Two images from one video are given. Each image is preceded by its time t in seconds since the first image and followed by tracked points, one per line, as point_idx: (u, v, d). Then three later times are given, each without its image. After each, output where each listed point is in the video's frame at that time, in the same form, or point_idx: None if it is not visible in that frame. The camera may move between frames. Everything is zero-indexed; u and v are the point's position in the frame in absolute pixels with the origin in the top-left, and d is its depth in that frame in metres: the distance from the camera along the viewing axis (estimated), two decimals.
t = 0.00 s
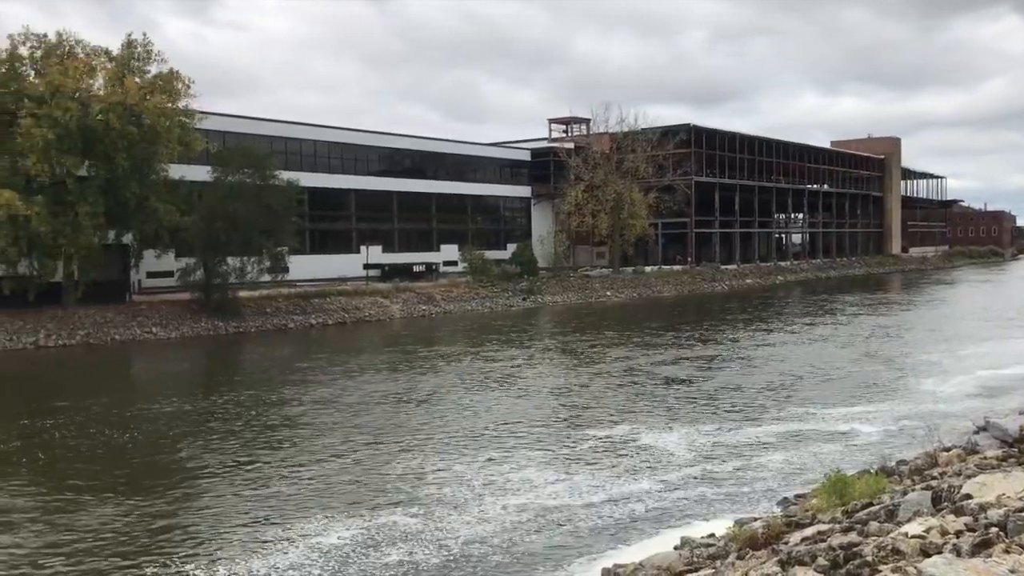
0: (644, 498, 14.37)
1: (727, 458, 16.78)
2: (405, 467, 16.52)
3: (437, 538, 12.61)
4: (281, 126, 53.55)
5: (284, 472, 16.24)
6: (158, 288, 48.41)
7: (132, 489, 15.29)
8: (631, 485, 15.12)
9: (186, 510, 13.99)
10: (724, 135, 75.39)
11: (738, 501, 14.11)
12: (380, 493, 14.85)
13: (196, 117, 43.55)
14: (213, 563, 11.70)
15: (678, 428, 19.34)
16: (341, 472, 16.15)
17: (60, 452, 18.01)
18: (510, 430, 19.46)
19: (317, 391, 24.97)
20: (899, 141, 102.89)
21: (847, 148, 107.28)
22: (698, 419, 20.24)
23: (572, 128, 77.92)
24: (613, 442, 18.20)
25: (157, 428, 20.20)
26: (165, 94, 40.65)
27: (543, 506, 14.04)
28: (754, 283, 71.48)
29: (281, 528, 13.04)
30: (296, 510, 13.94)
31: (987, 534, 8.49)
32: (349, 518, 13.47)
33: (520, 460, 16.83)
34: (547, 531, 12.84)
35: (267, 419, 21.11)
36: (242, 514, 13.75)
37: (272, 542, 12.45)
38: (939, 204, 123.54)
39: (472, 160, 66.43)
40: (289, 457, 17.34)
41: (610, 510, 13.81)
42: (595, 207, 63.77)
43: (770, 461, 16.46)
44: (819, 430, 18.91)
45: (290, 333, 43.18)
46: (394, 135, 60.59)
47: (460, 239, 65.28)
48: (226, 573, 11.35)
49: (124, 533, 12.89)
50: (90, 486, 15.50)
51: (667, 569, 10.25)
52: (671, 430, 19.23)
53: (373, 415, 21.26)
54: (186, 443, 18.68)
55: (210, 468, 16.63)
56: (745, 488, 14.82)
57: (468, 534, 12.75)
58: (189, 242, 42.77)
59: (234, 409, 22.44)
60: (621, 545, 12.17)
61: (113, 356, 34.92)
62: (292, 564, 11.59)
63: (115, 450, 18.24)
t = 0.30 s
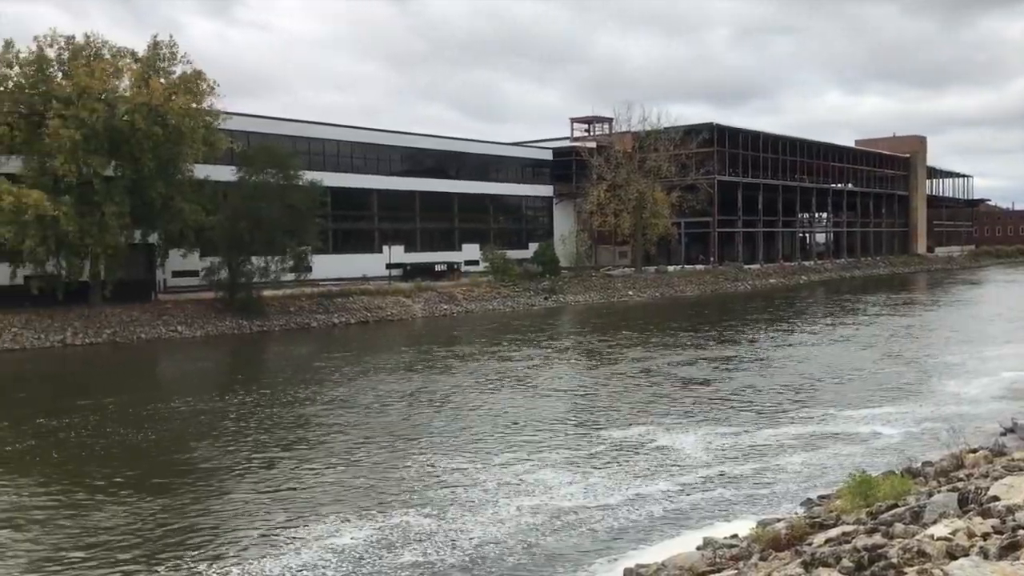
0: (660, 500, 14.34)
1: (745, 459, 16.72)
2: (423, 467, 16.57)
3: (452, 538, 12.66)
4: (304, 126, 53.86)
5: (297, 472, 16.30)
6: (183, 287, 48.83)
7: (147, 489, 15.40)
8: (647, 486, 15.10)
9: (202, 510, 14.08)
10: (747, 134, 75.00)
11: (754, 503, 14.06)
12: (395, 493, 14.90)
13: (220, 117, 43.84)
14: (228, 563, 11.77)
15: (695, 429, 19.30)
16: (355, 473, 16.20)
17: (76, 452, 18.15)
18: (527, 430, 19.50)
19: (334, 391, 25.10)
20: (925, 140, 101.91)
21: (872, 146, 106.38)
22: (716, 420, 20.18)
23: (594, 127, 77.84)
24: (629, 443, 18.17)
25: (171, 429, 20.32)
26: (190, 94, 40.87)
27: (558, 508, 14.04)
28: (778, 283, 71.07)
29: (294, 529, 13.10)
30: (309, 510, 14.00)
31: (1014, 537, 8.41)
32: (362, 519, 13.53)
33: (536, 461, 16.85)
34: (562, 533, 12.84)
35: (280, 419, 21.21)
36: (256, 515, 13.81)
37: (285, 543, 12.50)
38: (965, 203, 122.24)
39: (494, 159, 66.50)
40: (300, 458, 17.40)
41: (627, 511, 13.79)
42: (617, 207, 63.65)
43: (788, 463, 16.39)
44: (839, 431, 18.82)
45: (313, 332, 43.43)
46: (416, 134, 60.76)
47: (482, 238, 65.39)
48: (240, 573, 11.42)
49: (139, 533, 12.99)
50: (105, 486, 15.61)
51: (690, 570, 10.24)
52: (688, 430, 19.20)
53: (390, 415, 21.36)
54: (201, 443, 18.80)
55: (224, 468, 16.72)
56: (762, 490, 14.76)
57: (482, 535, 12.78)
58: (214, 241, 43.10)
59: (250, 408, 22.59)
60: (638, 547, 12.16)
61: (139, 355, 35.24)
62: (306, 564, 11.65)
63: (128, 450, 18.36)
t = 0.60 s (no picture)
0: (674, 502, 14.26)
1: (761, 462, 16.60)
2: (440, 467, 16.60)
3: (464, 539, 12.65)
4: (325, 126, 54.11)
5: (308, 473, 16.32)
6: (206, 286, 49.18)
7: (161, 488, 15.47)
8: (662, 489, 15.02)
9: (215, 510, 14.12)
10: (770, 133, 74.57)
11: (770, 506, 13.94)
12: (408, 494, 14.89)
13: (243, 117, 44.17)
14: (240, 562, 11.79)
15: (711, 431, 19.19)
16: (368, 473, 16.21)
17: (91, 451, 18.25)
18: (544, 431, 19.47)
19: (351, 390, 25.16)
20: (950, 139, 100.93)
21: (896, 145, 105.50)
22: (734, 421, 20.05)
23: (616, 126, 77.65)
24: (644, 444, 18.09)
25: (186, 428, 20.41)
26: (212, 95, 41.17)
27: (572, 510, 13.99)
28: (801, 282, 70.65)
29: (305, 530, 13.11)
30: (320, 511, 14.00)
31: None
32: (373, 520, 13.53)
33: (551, 463, 16.79)
34: (576, 535, 12.79)
35: (296, 419, 21.27)
36: (268, 515, 13.83)
37: (296, 543, 12.50)
38: (991, 202, 120.98)
39: (515, 158, 66.48)
40: (312, 458, 17.42)
41: (642, 513, 13.72)
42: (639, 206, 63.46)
43: (806, 465, 16.25)
44: (860, 433, 18.66)
45: (335, 330, 43.68)
46: (437, 134, 60.86)
47: (503, 237, 65.39)
48: (252, 572, 11.43)
49: (152, 533, 13.03)
50: (118, 486, 15.67)
51: (711, 570, 10.21)
52: (704, 432, 19.09)
53: (405, 415, 21.38)
54: (215, 443, 18.86)
55: (236, 468, 16.76)
56: (778, 493, 14.64)
57: (496, 537, 12.76)
58: (236, 240, 43.39)
59: (265, 408, 22.66)
60: (654, 549, 12.09)
61: (163, 353, 35.52)
62: (317, 565, 11.65)
63: (142, 450, 18.44)
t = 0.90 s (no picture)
0: (688, 505, 14.16)
1: (776, 464, 16.47)
2: (455, 468, 16.59)
3: (473, 541, 12.64)
4: (345, 126, 54.33)
5: (318, 473, 16.34)
6: (226, 285, 49.46)
7: (174, 488, 15.53)
8: (676, 491, 14.92)
9: (225, 511, 14.14)
10: (791, 132, 74.14)
11: (784, 509, 13.83)
12: (417, 495, 14.87)
13: (263, 117, 44.41)
14: (249, 563, 11.80)
15: (726, 432, 19.09)
16: (378, 474, 16.20)
17: (106, 450, 18.37)
18: (558, 433, 19.42)
19: (366, 390, 25.21)
20: (973, 138, 99.98)
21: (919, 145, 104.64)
22: (751, 423, 19.92)
23: (635, 125, 77.40)
24: (657, 446, 18.00)
25: (201, 427, 20.50)
26: (233, 95, 41.39)
27: (585, 512, 13.94)
28: (822, 282, 70.19)
29: (313, 530, 13.10)
30: (329, 511, 14.00)
31: None
32: (381, 521, 13.51)
33: (563, 464, 16.73)
34: (587, 538, 12.73)
35: (310, 419, 21.33)
36: (278, 515, 13.84)
37: (305, 544, 12.50)
38: (1015, 202, 119.73)
39: (534, 158, 66.42)
40: (322, 458, 17.43)
41: (655, 516, 13.64)
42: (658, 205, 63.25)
43: (822, 468, 16.10)
44: (877, 435, 18.49)
45: (355, 329, 43.84)
46: (456, 134, 60.92)
47: (522, 237, 65.36)
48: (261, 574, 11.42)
49: (162, 533, 13.07)
50: (128, 485, 15.72)
51: (731, 571, 10.16)
52: (718, 434, 18.99)
53: (418, 416, 21.41)
54: (228, 442, 18.94)
55: (246, 468, 16.79)
56: (792, 495, 14.53)
57: (507, 539, 12.72)
58: (256, 239, 43.62)
59: (279, 407, 22.73)
60: (669, 552, 12.02)
61: (184, 351, 35.73)
62: (326, 566, 11.64)
63: (153, 449, 18.51)
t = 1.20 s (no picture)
0: (699, 508, 14.10)
1: (790, 467, 16.38)
2: (468, 469, 16.58)
3: (482, 543, 12.65)
4: (364, 126, 54.53)
5: (330, 473, 16.40)
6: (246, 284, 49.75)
7: (187, 487, 15.62)
8: (688, 494, 14.86)
9: (236, 511, 14.20)
10: (811, 131, 73.71)
11: (798, 512, 13.75)
12: (427, 496, 14.89)
13: (282, 117, 44.59)
14: (257, 563, 11.85)
15: (739, 434, 19.01)
16: (390, 475, 16.24)
17: (121, 449, 18.53)
18: (571, 434, 19.39)
19: (382, 389, 25.27)
20: (995, 138, 99.13)
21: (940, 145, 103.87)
22: (768, 425, 19.83)
23: (654, 125, 77.16)
24: (669, 448, 17.95)
25: (216, 427, 20.64)
26: (252, 95, 41.56)
27: (596, 514, 13.90)
28: (841, 283, 69.77)
29: (322, 531, 13.14)
30: (339, 512, 14.04)
31: None
32: (389, 522, 13.53)
33: (574, 466, 16.71)
34: (598, 540, 12.70)
35: (325, 418, 21.42)
36: (289, 515, 13.90)
37: (312, 544, 12.53)
38: None
39: (552, 157, 66.33)
40: (332, 459, 17.47)
41: (666, 519, 13.60)
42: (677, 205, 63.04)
43: (836, 471, 16.01)
44: (893, 438, 18.35)
45: (372, 328, 44.00)
46: (474, 133, 60.98)
47: (540, 236, 65.31)
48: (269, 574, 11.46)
49: (173, 532, 13.14)
50: (141, 485, 15.83)
51: (750, 573, 10.13)
52: (732, 436, 18.91)
53: (432, 416, 21.46)
54: (242, 442, 19.04)
55: (259, 468, 16.87)
56: (805, 498, 14.45)
57: (516, 541, 12.71)
58: (275, 239, 43.79)
59: (292, 407, 22.82)
60: (680, 555, 11.97)
61: (204, 350, 35.96)
62: (334, 567, 11.66)
63: (162, 448, 18.60)
